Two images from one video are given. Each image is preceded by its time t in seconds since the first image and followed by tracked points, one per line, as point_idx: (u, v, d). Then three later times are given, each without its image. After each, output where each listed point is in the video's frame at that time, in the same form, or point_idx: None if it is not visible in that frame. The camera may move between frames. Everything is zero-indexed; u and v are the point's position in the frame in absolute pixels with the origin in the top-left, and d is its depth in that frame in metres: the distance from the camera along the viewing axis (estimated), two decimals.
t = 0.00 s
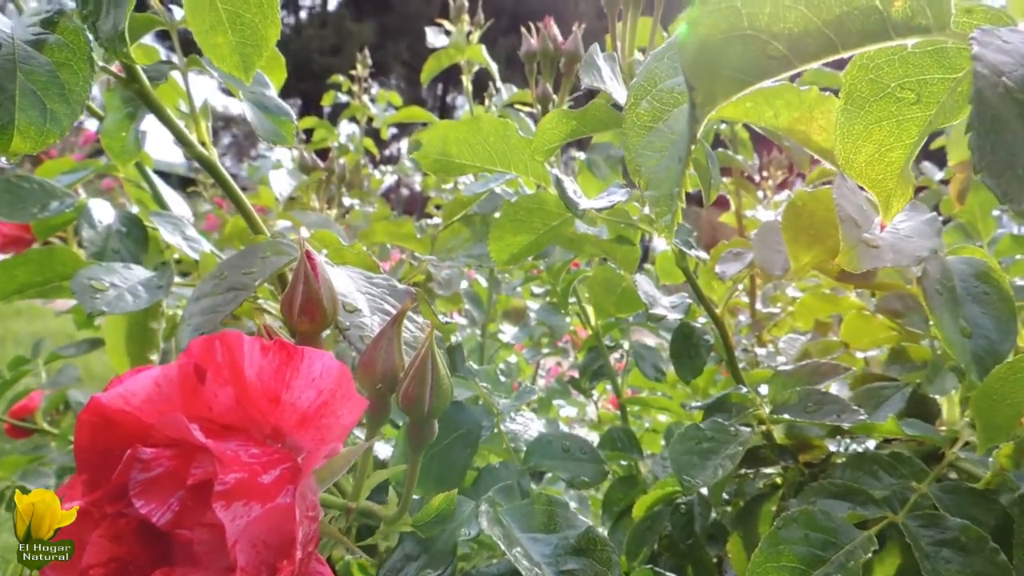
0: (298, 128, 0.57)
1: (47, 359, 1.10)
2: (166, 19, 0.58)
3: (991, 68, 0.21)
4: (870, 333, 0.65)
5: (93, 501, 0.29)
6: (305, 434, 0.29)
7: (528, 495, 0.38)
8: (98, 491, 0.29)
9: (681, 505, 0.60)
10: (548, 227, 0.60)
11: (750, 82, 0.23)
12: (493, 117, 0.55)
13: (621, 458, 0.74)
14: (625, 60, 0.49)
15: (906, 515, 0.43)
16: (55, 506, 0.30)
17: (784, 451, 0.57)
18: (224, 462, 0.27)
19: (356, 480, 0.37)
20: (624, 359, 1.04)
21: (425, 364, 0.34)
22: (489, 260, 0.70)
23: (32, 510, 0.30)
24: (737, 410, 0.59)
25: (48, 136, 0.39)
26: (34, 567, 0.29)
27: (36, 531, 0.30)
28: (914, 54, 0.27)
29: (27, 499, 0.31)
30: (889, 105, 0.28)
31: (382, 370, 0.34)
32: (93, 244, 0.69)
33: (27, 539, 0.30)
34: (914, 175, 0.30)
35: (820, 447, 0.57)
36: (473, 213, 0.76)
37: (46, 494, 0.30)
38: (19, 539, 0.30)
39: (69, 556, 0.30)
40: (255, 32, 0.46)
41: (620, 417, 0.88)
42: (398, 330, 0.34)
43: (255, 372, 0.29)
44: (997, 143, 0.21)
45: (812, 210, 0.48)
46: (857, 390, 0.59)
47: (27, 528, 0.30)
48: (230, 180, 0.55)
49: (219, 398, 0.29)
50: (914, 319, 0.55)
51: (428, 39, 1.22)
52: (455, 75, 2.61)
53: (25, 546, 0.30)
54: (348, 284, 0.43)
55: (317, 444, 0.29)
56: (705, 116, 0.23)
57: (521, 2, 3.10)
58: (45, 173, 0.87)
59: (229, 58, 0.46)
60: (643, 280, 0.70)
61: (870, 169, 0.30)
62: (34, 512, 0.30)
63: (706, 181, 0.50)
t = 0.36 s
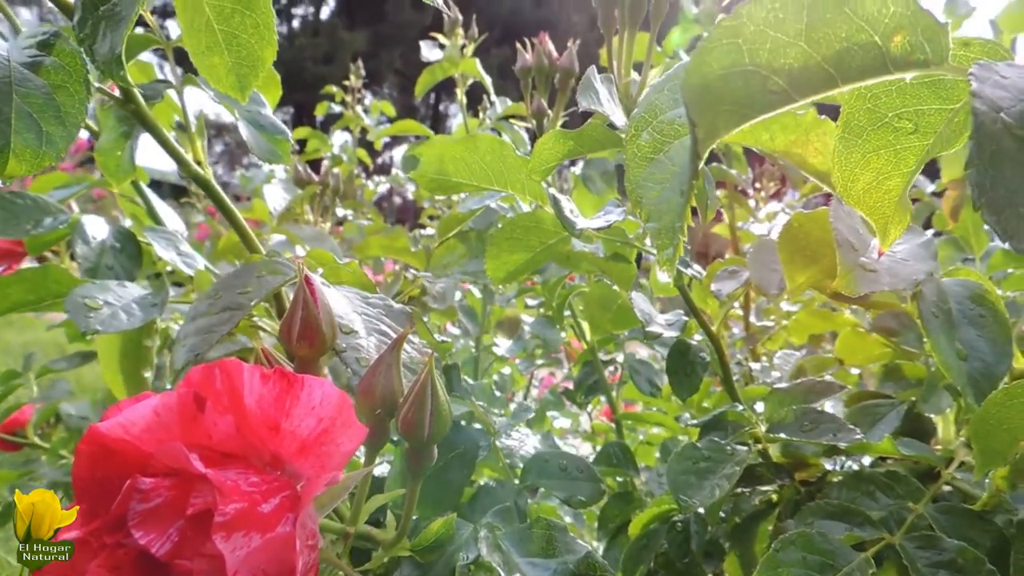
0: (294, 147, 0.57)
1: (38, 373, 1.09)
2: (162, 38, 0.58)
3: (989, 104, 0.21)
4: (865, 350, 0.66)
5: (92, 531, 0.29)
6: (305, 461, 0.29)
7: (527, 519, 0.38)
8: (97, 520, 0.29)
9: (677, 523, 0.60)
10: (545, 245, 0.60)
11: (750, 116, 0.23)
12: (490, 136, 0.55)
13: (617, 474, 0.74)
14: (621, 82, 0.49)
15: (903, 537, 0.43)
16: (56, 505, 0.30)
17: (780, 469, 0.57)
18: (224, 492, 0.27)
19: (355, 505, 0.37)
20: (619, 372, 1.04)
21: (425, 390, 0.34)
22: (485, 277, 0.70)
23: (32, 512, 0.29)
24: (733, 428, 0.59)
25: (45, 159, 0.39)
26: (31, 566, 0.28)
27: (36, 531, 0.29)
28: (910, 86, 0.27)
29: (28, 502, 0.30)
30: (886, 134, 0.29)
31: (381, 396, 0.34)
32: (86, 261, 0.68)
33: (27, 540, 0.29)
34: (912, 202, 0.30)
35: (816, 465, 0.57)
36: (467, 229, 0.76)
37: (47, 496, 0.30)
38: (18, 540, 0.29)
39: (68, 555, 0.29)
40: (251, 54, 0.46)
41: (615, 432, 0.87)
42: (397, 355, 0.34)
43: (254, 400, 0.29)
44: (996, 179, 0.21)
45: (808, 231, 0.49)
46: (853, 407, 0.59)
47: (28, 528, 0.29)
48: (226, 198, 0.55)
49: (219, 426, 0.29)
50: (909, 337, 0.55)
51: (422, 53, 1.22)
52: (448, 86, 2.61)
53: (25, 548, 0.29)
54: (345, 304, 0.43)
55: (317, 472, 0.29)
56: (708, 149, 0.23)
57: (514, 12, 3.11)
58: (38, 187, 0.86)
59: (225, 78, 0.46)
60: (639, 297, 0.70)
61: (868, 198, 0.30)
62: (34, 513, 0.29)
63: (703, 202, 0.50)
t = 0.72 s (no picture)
0: (290, 171, 0.57)
1: (30, 390, 1.09)
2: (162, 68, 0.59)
3: (982, 150, 0.21)
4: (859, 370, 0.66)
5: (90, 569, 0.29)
6: (304, 497, 0.29)
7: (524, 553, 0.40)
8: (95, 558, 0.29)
9: (672, 546, 0.58)
10: (540, 268, 0.60)
11: (746, 159, 0.24)
12: (486, 162, 0.55)
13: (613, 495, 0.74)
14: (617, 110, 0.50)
15: (900, 564, 0.44)
16: (55, 506, 0.32)
17: (775, 492, 0.57)
18: (223, 529, 0.27)
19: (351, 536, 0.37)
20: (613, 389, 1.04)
21: (423, 423, 0.34)
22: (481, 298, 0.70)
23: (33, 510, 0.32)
24: (728, 450, 0.59)
25: (44, 189, 0.39)
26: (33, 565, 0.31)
27: (36, 531, 0.32)
28: (904, 126, 0.28)
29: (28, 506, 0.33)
30: (880, 170, 0.29)
31: (379, 428, 0.34)
32: (81, 282, 0.68)
33: (28, 539, 0.32)
34: (906, 237, 0.30)
35: (811, 487, 0.57)
36: (463, 249, 0.76)
37: (47, 497, 0.33)
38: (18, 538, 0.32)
39: (66, 555, 0.31)
40: (249, 80, 0.46)
41: (611, 451, 0.87)
42: (395, 387, 0.34)
43: (253, 437, 0.29)
44: (990, 225, 0.21)
45: (803, 256, 0.49)
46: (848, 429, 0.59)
47: (28, 527, 0.32)
48: (223, 222, 0.55)
49: (217, 463, 0.29)
50: (903, 360, 0.55)
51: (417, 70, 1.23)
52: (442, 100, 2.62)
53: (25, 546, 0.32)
54: (342, 330, 0.43)
55: (315, 508, 0.29)
56: (706, 190, 0.24)
57: (507, 26, 3.12)
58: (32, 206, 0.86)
59: (224, 105, 0.46)
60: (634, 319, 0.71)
61: (863, 232, 0.30)
62: (34, 514, 0.32)
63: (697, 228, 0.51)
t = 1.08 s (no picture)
0: (285, 193, 0.57)
1: (20, 408, 1.08)
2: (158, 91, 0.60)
3: (964, 190, 0.22)
4: (850, 390, 0.67)
5: None
6: (297, 524, 0.29)
7: None
8: None
9: (665, 565, 0.59)
10: (533, 289, 0.60)
11: (734, 196, 0.24)
12: (480, 185, 0.56)
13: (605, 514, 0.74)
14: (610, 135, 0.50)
15: None
16: (55, 506, 0.31)
17: (767, 513, 0.57)
18: (217, 557, 0.27)
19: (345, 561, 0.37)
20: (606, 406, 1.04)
21: (416, 449, 0.34)
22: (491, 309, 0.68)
23: (33, 511, 0.31)
24: (720, 471, 0.60)
25: (40, 215, 0.39)
26: (33, 564, 0.30)
27: (36, 531, 0.31)
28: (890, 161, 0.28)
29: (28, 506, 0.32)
30: (865, 203, 0.30)
31: (372, 454, 0.34)
32: (75, 301, 0.68)
33: (28, 540, 0.31)
34: (892, 268, 0.31)
35: (802, 508, 0.58)
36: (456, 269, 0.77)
37: (46, 496, 0.31)
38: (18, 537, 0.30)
39: (68, 555, 0.29)
40: (244, 106, 0.46)
41: (604, 469, 0.87)
42: (389, 414, 0.34)
43: (248, 465, 0.29)
44: (971, 266, 0.22)
45: (792, 280, 0.50)
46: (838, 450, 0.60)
47: (28, 527, 0.31)
48: (217, 245, 0.55)
49: (212, 491, 0.29)
50: (892, 382, 0.55)
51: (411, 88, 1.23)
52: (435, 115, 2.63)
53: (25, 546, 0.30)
54: (338, 353, 0.43)
55: (309, 536, 0.29)
56: (695, 226, 0.24)
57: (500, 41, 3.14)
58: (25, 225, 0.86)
59: (219, 130, 0.47)
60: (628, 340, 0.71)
61: (850, 263, 0.30)
62: (34, 513, 0.31)
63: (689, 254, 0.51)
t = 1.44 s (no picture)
0: (273, 205, 0.57)
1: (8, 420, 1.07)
2: (147, 102, 0.60)
3: (941, 204, 0.22)
4: (839, 401, 0.67)
5: None
6: (279, 537, 0.29)
7: None
8: None
9: None
10: (522, 300, 0.60)
11: (713, 209, 0.24)
12: (469, 196, 0.56)
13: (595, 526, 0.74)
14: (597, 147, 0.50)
15: None
16: (56, 505, 0.28)
17: (756, 525, 0.56)
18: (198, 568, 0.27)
19: None
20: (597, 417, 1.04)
21: (400, 461, 0.34)
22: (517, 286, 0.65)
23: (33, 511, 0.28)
24: (709, 482, 0.59)
25: (23, 227, 0.39)
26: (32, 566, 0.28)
27: (36, 531, 0.28)
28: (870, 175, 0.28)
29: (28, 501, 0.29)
30: (847, 216, 0.30)
31: (356, 468, 0.34)
32: (63, 313, 0.67)
33: (27, 540, 0.28)
34: (874, 281, 0.31)
35: (790, 519, 0.58)
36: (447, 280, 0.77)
37: (47, 494, 0.29)
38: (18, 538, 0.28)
39: (68, 556, 0.28)
40: (232, 117, 0.46)
41: (595, 480, 0.87)
42: (373, 426, 0.34)
43: (230, 478, 0.29)
44: (947, 279, 0.22)
45: (779, 292, 0.50)
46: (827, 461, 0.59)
47: (27, 528, 0.28)
48: (205, 256, 0.55)
49: (192, 504, 0.29)
50: (879, 394, 0.55)
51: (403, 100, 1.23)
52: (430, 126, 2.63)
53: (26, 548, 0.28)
54: (326, 364, 0.43)
55: (290, 549, 0.29)
56: (675, 239, 0.25)
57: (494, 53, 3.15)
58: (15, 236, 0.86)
59: (206, 141, 0.47)
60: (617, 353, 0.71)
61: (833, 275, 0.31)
62: (33, 512, 0.28)
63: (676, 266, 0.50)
